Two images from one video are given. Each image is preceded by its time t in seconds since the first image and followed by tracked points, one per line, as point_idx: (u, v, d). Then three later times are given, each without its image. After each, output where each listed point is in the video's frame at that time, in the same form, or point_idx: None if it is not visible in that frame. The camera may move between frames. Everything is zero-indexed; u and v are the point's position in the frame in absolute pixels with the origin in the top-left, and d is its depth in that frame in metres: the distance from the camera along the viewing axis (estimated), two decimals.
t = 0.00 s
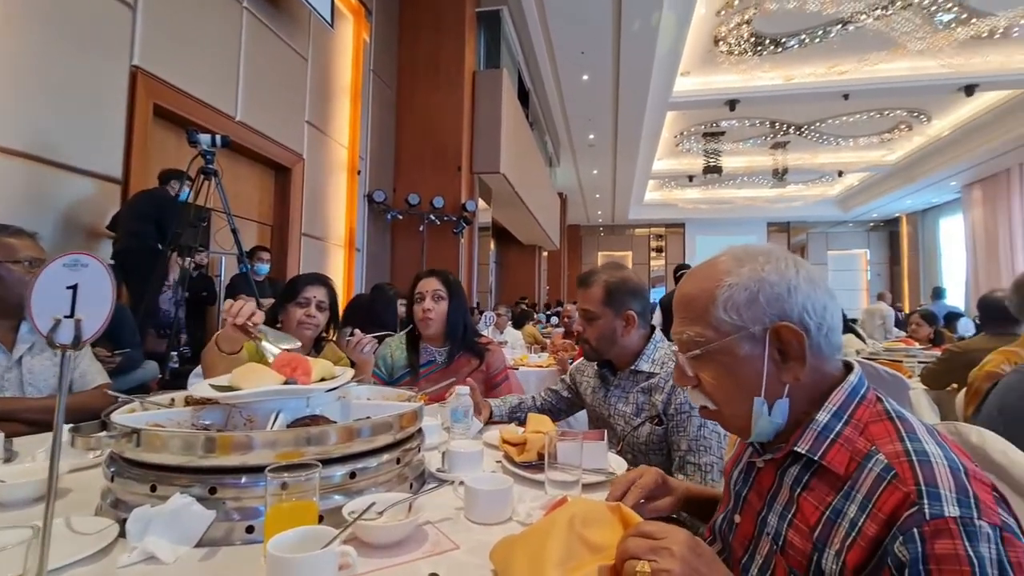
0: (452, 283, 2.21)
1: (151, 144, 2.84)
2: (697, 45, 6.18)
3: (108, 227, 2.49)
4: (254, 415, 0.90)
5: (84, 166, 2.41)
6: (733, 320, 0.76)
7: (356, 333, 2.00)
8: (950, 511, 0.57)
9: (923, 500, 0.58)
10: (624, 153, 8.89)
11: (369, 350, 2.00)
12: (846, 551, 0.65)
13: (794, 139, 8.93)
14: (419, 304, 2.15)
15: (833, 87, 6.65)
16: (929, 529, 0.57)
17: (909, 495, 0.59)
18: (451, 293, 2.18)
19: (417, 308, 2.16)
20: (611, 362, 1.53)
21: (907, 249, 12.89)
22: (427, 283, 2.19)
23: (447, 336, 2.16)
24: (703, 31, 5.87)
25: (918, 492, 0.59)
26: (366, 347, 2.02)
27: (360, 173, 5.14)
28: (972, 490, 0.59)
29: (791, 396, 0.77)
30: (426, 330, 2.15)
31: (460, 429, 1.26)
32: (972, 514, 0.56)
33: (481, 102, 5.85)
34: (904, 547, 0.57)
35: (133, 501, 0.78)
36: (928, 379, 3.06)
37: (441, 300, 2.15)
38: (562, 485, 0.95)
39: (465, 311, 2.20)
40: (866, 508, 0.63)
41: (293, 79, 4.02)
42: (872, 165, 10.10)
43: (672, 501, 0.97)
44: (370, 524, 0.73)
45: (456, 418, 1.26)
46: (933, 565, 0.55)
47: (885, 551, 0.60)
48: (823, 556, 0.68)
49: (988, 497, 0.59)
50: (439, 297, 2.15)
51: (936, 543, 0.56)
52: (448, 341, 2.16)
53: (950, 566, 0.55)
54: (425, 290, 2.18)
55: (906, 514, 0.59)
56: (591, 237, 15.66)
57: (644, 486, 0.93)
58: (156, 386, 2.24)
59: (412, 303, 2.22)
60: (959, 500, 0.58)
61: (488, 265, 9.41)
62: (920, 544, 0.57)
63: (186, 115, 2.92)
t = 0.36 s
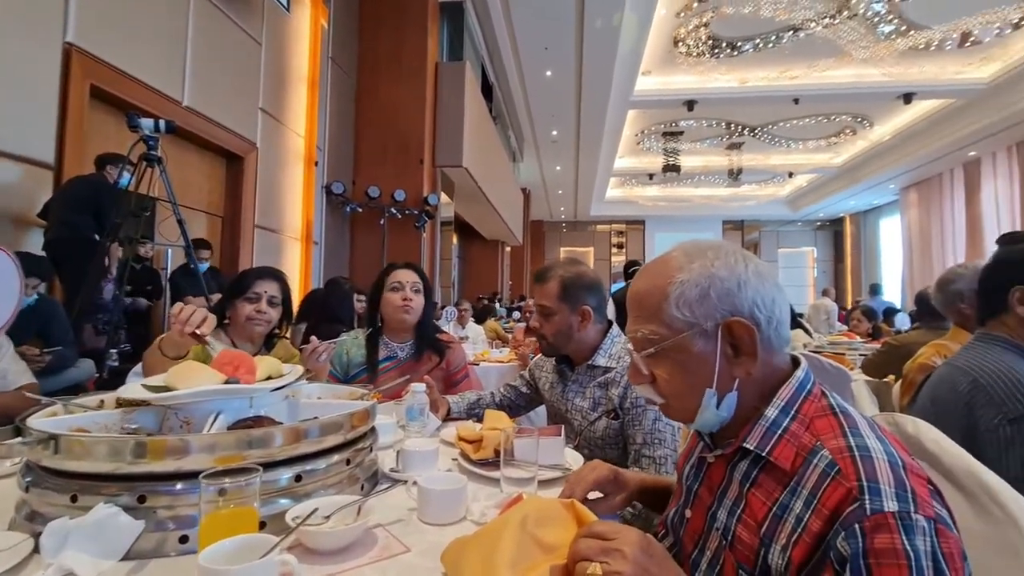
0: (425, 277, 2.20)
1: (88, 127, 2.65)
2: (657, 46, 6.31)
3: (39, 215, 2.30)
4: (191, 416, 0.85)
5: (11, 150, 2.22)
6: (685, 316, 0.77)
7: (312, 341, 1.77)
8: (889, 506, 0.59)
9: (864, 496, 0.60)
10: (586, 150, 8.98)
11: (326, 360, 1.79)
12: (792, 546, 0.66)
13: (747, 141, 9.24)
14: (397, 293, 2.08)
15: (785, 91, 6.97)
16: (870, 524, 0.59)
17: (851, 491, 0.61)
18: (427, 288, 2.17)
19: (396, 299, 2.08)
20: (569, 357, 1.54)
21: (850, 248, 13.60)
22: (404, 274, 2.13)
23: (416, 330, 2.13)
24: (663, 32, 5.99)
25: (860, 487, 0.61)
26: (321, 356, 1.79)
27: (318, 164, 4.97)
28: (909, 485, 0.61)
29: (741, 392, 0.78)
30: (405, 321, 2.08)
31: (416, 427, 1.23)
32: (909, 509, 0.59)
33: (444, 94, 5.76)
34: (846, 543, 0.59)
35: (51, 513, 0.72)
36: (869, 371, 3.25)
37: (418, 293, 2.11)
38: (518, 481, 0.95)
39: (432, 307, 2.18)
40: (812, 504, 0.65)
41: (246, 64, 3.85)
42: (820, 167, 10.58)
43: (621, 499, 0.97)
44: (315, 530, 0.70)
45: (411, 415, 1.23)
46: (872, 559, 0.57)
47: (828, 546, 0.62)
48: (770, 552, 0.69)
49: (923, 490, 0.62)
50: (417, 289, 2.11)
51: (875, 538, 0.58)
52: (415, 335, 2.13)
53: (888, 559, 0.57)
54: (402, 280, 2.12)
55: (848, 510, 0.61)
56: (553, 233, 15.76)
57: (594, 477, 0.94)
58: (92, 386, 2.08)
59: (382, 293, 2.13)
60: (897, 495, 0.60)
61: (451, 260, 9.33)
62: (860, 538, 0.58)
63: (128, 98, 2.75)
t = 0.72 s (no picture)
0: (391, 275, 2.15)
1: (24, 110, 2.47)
2: (623, 48, 6.39)
3: None
4: (125, 424, 0.79)
5: None
6: (639, 320, 0.77)
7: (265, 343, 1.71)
8: (833, 508, 0.60)
9: (810, 499, 0.62)
10: (553, 149, 9.02)
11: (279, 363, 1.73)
12: (742, 550, 0.67)
13: (709, 144, 9.48)
14: (371, 293, 2.01)
15: (745, 97, 7.18)
16: (815, 527, 0.60)
17: (798, 494, 0.63)
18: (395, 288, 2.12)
19: (369, 299, 2.00)
20: (531, 358, 1.53)
21: (804, 250, 14.17)
22: (375, 274, 2.06)
23: (382, 329, 2.07)
24: (629, 34, 6.05)
25: (805, 491, 0.62)
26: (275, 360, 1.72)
27: (277, 155, 4.80)
28: (851, 486, 0.63)
29: (695, 395, 0.79)
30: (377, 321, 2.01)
31: (373, 429, 1.21)
32: (851, 511, 0.60)
33: (410, 88, 5.65)
34: (793, 546, 0.60)
35: None
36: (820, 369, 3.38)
37: (388, 293, 2.06)
38: (475, 486, 0.93)
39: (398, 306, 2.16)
40: (761, 507, 0.66)
41: (200, 50, 3.67)
42: (776, 172, 10.98)
43: (575, 492, 0.96)
44: (256, 544, 0.66)
45: (368, 418, 1.20)
46: (817, 561, 0.58)
47: (776, 550, 0.63)
48: (720, 555, 0.70)
49: (865, 491, 0.64)
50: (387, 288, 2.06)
51: (819, 540, 0.59)
52: (381, 335, 2.08)
53: (832, 561, 0.58)
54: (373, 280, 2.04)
55: (795, 513, 0.62)
56: (520, 231, 15.79)
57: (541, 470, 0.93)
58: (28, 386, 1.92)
59: (353, 292, 2.03)
60: (840, 497, 0.61)
61: (416, 257, 9.20)
62: (805, 541, 0.60)
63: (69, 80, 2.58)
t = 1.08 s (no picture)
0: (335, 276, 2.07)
1: None
2: (575, 49, 6.47)
3: None
4: (15, 442, 0.69)
5: None
6: (582, 323, 0.76)
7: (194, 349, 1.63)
8: (765, 510, 0.61)
9: (743, 501, 0.63)
10: (506, 146, 9.01)
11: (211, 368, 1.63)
12: (680, 554, 0.68)
13: (657, 146, 9.75)
14: (312, 296, 1.93)
15: (691, 102, 7.43)
16: (748, 529, 0.61)
17: (733, 497, 0.64)
18: (339, 291, 2.04)
19: (310, 302, 1.92)
20: (479, 360, 1.51)
21: (744, 250, 14.86)
22: (318, 275, 1.98)
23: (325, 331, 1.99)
24: (581, 35, 6.12)
25: (740, 493, 0.63)
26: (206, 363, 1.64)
27: (215, 145, 4.53)
28: (783, 487, 0.64)
29: (637, 399, 0.79)
30: (317, 326, 1.93)
31: (309, 439, 1.14)
32: (783, 512, 0.62)
33: (359, 79, 5.45)
34: (728, 549, 0.61)
35: None
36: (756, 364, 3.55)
37: (332, 296, 1.98)
38: (414, 495, 0.89)
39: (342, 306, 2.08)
40: (698, 510, 0.67)
41: (126, 29, 3.40)
42: (719, 174, 11.44)
43: (502, 503, 0.92)
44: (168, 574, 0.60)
45: (303, 427, 1.14)
46: (751, 563, 0.59)
47: (712, 553, 0.64)
48: (659, 559, 0.71)
49: (795, 491, 0.65)
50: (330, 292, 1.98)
51: (753, 543, 0.60)
52: (324, 337, 1.99)
53: (764, 561, 0.59)
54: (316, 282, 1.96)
55: (730, 515, 0.63)
56: (473, 228, 15.71)
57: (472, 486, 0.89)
58: None
59: (292, 293, 1.94)
60: (773, 498, 0.63)
61: (365, 253, 8.96)
62: (739, 543, 0.60)
63: None
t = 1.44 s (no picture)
0: (274, 270, 1.91)
1: None
2: (536, 47, 6.49)
3: None
4: None
5: None
6: (555, 319, 0.75)
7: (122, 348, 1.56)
8: (717, 507, 0.62)
9: (697, 500, 0.63)
10: (467, 142, 8.94)
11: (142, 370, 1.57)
12: (634, 554, 0.68)
13: (616, 146, 9.90)
14: (233, 296, 1.80)
15: (649, 104, 7.59)
16: (701, 526, 0.61)
17: (687, 494, 0.64)
18: (275, 286, 1.89)
19: (230, 302, 1.80)
20: (432, 359, 1.47)
21: (697, 249, 15.33)
22: (243, 272, 1.84)
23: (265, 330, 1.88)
24: (542, 33, 6.13)
25: (694, 491, 0.64)
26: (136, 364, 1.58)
27: (157, 132, 4.28)
28: (733, 485, 0.65)
29: (603, 399, 0.79)
30: (241, 327, 1.82)
31: (246, 444, 1.09)
32: (734, 508, 0.63)
33: (313, 68, 5.27)
34: (681, 547, 0.61)
35: None
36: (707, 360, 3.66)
37: (261, 295, 1.83)
38: (357, 501, 0.86)
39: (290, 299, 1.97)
40: (653, 510, 0.67)
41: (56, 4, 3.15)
42: (675, 175, 11.74)
43: (449, 511, 0.90)
44: None
45: (240, 432, 1.08)
46: (702, 560, 0.60)
47: (666, 551, 0.64)
48: (613, 559, 0.70)
49: (746, 488, 0.67)
50: (258, 291, 1.83)
51: (706, 540, 0.61)
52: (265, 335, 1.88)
53: (714, 558, 0.60)
54: (242, 280, 1.83)
55: (684, 514, 0.63)
56: (433, 224, 15.53)
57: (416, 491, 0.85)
58: None
59: (219, 293, 1.84)
60: (725, 496, 0.64)
61: (321, 247, 8.70)
62: (692, 541, 0.61)
63: None
